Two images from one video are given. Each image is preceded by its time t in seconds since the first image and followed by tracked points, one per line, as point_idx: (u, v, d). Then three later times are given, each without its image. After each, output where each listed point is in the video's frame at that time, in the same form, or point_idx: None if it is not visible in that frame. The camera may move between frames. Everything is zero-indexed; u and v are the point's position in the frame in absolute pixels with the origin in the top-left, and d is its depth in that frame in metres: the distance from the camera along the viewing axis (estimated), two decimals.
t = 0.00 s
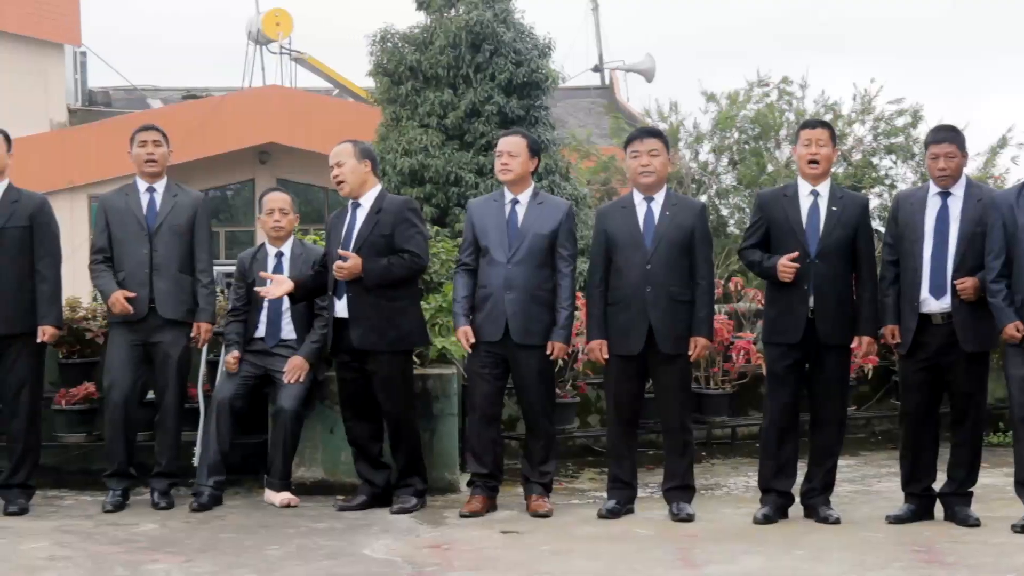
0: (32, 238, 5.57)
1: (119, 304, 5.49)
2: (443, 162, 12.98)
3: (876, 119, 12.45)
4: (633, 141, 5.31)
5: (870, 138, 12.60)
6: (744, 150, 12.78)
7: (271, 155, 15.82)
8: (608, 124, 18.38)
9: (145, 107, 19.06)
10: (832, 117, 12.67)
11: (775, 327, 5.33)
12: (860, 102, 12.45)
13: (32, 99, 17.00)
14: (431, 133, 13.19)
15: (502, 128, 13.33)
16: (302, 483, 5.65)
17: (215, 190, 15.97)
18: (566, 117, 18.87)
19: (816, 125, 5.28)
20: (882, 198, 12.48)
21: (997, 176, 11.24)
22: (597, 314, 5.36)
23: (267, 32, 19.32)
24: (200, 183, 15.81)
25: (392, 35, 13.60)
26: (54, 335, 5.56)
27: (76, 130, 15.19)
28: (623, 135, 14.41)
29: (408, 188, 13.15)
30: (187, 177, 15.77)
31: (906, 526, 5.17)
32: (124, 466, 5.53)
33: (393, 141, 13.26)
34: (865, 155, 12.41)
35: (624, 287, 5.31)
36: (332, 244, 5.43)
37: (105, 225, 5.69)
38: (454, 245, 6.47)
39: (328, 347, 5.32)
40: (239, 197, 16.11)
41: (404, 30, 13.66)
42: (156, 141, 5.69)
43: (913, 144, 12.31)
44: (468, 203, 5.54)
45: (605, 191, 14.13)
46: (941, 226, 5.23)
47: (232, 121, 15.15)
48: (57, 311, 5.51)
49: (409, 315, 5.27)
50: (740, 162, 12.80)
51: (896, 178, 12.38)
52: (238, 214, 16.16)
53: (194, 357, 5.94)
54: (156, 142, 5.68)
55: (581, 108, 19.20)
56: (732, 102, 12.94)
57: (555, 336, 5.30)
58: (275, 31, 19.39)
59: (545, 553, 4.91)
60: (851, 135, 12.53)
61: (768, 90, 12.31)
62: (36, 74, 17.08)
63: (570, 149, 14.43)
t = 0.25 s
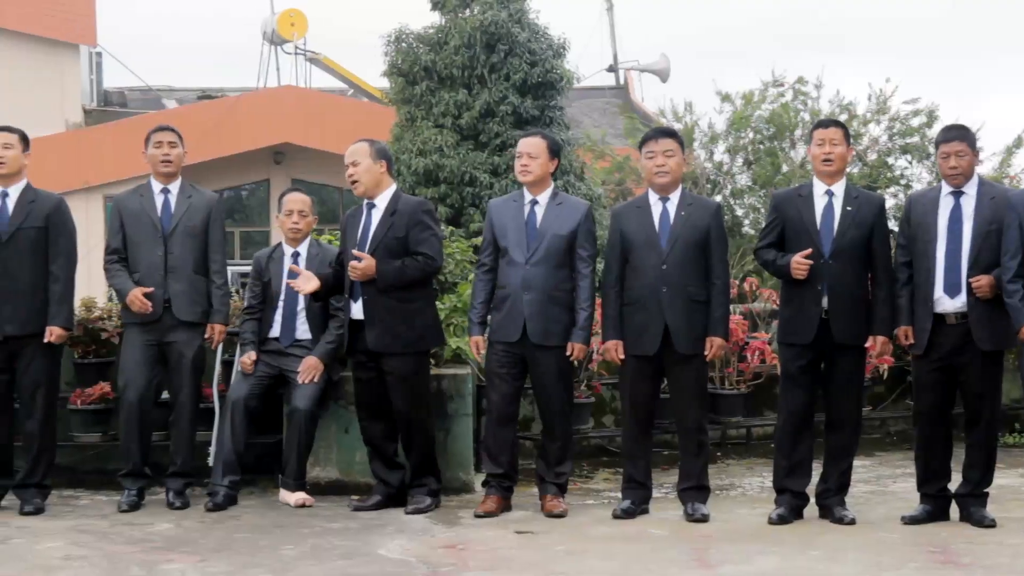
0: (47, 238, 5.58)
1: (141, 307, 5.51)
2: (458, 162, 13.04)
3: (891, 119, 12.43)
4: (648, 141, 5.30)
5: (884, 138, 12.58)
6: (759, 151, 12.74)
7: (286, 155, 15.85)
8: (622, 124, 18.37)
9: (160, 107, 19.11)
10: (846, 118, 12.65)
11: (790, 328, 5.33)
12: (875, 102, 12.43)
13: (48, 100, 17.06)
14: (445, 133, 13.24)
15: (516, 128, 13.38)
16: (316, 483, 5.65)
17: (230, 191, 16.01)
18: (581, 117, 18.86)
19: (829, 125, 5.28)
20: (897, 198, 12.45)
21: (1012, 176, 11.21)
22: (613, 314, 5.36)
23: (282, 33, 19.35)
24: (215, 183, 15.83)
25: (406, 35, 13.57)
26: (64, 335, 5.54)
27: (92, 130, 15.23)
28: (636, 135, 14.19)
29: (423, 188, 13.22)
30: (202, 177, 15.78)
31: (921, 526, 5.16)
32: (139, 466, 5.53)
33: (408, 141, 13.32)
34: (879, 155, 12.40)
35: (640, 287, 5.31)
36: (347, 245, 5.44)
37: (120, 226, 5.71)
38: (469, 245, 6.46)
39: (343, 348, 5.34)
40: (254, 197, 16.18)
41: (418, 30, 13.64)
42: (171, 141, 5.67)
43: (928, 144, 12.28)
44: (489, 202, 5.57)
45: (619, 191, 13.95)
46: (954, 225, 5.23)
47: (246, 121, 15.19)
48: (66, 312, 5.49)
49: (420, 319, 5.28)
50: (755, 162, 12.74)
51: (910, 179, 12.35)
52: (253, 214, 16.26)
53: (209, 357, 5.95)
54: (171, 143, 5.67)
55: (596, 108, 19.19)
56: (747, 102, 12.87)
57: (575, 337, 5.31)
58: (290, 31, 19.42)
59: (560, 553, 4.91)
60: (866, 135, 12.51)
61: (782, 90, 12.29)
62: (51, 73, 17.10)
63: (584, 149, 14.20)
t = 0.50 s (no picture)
0: (63, 239, 5.58)
1: (154, 304, 5.52)
2: (474, 161, 13.36)
3: (908, 118, 12.41)
4: (664, 141, 5.34)
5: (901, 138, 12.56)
6: (775, 151, 12.66)
7: (302, 155, 16.15)
8: (638, 124, 18.37)
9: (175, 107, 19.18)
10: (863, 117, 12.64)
11: (806, 328, 5.32)
12: (891, 102, 12.41)
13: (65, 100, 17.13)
14: (462, 133, 13.58)
15: (533, 127, 13.77)
16: (332, 483, 5.66)
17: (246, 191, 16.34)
18: (597, 117, 18.88)
19: (842, 124, 5.27)
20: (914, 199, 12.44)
21: None
22: (631, 314, 5.37)
23: (298, 33, 19.38)
24: (231, 184, 16.13)
25: (423, 35, 13.97)
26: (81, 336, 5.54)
27: (108, 131, 15.59)
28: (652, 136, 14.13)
29: (439, 188, 13.55)
30: (219, 177, 16.08)
31: (937, 527, 5.15)
32: (155, 466, 5.54)
33: (425, 141, 13.66)
34: (896, 155, 12.38)
35: (658, 287, 5.33)
36: (368, 242, 5.44)
37: (135, 225, 5.72)
38: (485, 245, 6.45)
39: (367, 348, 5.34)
40: (270, 197, 16.49)
41: (435, 31, 14.03)
42: (187, 141, 5.69)
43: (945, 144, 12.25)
44: (511, 202, 5.60)
45: (636, 191, 13.87)
46: (966, 225, 5.22)
47: (262, 121, 15.47)
48: (84, 313, 5.49)
49: (440, 321, 5.32)
50: (772, 162, 12.68)
51: (927, 178, 12.34)
52: (269, 214, 16.54)
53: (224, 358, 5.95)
54: (186, 142, 5.69)
55: (612, 109, 19.24)
56: (764, 102, 12.85)
57: (595, 337, 5.32)
58: (306, 32, 19.46)
59: (576, 553, 4.91)
60: (883, 135, 12.49)
61: (799, 90, 12.28)
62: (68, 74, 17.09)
63: (600, 149, 14.15)
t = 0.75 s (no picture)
0: (77, 239, 5.58)
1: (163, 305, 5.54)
2: (490, 162, 13.42)
3: (925, 118, 12.39)
4: (682, 141, 5.35)
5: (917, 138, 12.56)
6: (792, 150, 12.69)
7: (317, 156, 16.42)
8: (654, 125, 18.38)
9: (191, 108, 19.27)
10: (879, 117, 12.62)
11: (820, 328, 5.31)
12: (908, 102, 12.40)
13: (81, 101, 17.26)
14: (477, 133, 13.63)
15: (547, 128, 13.81)
16: (348, 483, 5.66)
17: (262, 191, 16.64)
18: (612, 118, 18.90)
19: (855, 124, 5.26)
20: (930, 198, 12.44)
21: None
22: (647, 314, 5.38)
23: (314, 33, 19.42)
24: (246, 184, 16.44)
25: (438, 36, 14.05)
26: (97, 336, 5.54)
27: (124, 130, 15.71)
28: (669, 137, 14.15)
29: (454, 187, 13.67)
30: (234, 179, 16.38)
31: (954, 528, 5.13)
32: (172, 466, 5.55)
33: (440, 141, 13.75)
34: (913, 155, 12.36)
35: (675, 287, 5.33)
36: (394, 237, 5.44)
37: (149, 226, 5.73)
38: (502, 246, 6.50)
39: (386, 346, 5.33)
40: (286, 198, 16.80)
41: (450, 31, 14.11)
42: (199, 142, 5.70)
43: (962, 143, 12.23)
44: (529, 203, 5.62)
45: (651, 191, 13.88)
46: (979, 225, 5.21)
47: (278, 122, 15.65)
48: (100, 312, 5.49)
49: (466, 321, 5.32)
50: (788, 162, 12.70)
51: (944, 178, 12.33)
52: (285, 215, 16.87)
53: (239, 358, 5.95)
54: (198, 143, 5.70)
55: (627, 108, 19.44)
56: (779, 102, 12.84)
57: (615, 337, 5.34)
58: (322, 32, 19.48)
59: (592, 553, 4.91)
60: (899, 135, 12.48)
61: (815, 89, 12.27)
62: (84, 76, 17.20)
63: (616, 149, 14.11)
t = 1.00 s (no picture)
0: (88, 239, 5.54)
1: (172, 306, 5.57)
2: (505, 162, 13.49)
3: (942, 118, 12.31)
4: (699, 140, 5.35)
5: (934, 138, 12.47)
6: (807, 150, 11.87)
7: (333, 156, 16.64)
8: (670, 124, 18.31)
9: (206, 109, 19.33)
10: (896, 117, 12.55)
11: (835, 329, 5.30)
12: (924, 102, 12.31)
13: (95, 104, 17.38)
14: (492, 133, 13.70)
15: (563, 128, 13.85)
16: (363, 483, 5.66)
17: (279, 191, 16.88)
18: (629, 118, 18.86)
19: (867, 124, 5.25)
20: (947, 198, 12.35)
21: None
22: (663, 314, 5.38)
23: (329, 34, 19.43)
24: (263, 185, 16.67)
25: (455, 36, 14.10)
26: (107, 336, 5.50)
27: (136, 130, 15.84)
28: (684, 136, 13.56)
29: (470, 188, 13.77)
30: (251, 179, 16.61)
31: (971, 528, 5.12)
32: (187, 466, 5.56)
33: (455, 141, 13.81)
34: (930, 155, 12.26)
35: (691, 287, 5.33)
36: (419, 240, 5.50)
37: (163, 227, 5.74)
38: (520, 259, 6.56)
39: (408, 346, 5.37)
40: (301, 198, 17.03)
41: (466, 31, 14.16)
42: (210, 141, 5.69)
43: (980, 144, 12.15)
44: (544, 203, 5.63)
45: (665, 192, 13.16)
46: (995, 226, 5.20)
47: (295, 121, 15.81)
48: (111, 312, 5.46)
49: (490, 323, 5.36)
50: (804, 162, 11.89)
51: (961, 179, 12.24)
52: (300, 215, 17.10)
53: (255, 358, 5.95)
54: (209, 143, 5.69)
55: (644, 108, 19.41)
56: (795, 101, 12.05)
57: (632, 337, 5.35)
58: (338, 32, 19.49)
59: (607, 553, 4.90)
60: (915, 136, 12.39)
61: (831, 89, 12.19)
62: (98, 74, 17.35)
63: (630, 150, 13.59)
